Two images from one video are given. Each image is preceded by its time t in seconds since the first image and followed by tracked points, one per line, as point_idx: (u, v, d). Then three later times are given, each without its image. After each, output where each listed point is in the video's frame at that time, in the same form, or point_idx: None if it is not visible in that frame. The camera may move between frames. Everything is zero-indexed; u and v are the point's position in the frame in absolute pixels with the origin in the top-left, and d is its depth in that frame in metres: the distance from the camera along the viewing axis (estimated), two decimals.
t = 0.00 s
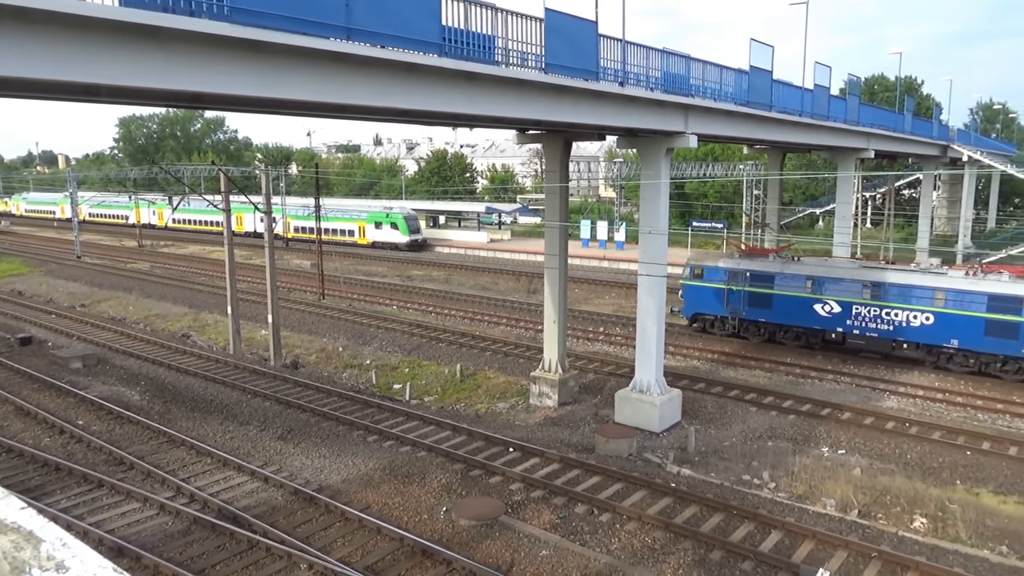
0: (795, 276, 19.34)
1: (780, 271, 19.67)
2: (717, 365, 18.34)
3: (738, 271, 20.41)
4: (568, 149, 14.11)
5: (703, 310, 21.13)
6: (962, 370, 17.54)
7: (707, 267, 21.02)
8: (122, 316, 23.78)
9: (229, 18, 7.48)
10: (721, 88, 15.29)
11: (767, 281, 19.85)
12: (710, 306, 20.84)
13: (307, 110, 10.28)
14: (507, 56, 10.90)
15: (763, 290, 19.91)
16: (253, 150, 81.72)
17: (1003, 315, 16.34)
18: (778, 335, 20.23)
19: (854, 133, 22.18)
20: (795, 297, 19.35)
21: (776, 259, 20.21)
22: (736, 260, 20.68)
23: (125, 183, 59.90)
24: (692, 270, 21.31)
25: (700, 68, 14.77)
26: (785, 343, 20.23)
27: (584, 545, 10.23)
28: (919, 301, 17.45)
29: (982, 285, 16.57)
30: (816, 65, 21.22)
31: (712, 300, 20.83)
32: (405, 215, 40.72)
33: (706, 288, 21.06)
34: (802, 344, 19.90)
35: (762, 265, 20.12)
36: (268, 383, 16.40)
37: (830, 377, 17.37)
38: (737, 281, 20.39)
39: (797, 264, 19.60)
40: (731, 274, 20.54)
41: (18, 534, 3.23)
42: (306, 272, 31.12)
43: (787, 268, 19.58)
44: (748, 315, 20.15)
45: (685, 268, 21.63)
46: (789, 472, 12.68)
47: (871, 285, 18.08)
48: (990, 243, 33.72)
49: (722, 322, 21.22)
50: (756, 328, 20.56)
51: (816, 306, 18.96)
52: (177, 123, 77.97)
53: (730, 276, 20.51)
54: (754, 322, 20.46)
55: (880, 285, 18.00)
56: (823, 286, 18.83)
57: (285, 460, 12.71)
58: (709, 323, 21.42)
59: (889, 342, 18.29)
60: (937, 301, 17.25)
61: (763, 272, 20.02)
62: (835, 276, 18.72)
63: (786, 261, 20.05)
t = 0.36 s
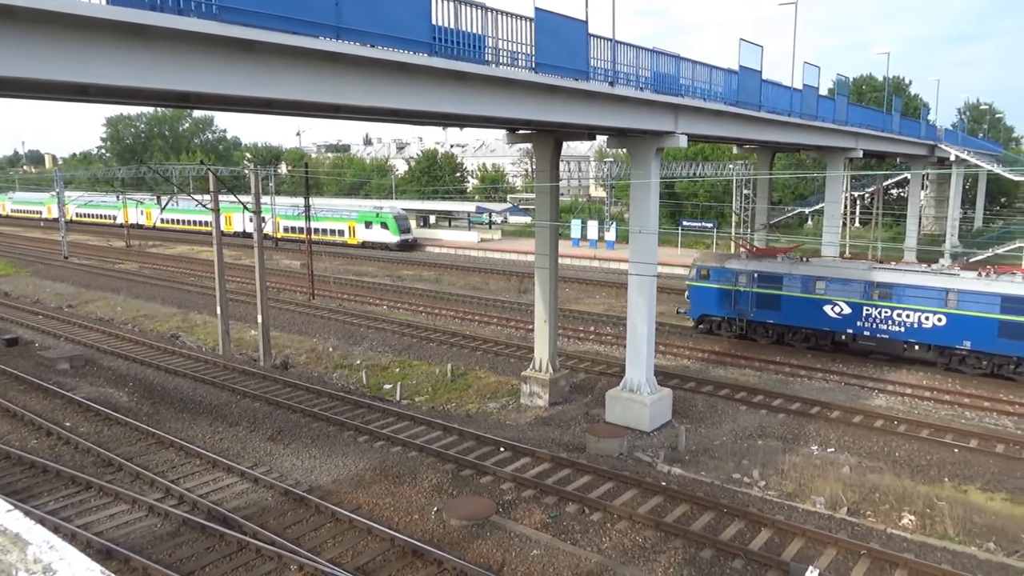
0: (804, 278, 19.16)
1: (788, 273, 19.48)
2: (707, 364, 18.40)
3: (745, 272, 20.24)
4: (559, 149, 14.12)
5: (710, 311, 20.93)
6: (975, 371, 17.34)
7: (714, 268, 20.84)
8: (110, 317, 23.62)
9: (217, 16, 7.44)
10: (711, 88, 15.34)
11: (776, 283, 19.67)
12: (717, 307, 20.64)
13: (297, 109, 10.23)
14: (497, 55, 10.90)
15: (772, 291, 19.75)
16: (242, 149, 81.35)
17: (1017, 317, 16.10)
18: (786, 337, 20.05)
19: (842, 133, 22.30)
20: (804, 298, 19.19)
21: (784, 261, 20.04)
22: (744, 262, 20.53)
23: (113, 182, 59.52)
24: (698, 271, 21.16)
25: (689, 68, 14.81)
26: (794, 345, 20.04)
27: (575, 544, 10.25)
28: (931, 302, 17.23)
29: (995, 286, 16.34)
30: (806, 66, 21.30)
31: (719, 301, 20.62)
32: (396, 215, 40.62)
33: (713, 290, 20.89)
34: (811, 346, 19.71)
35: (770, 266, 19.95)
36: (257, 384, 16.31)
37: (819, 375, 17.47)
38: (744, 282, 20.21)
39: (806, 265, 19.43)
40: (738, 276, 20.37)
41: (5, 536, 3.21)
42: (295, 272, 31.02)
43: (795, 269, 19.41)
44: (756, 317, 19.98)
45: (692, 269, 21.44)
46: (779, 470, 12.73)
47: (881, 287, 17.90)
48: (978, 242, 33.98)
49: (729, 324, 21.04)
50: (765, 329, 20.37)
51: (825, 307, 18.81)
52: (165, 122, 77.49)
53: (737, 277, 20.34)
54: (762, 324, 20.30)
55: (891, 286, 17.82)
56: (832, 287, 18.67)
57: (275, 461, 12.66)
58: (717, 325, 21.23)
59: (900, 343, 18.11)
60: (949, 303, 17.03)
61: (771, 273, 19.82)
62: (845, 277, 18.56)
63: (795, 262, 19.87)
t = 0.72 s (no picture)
0: (812, 279, 18.91)
1: (796, 274, 19.24)
2: (696, 363, 18.47)
3: (752, 273, 20.00)
4: (548, 149, 14.14)
5: (716, 313, 20.71)
6: (986, 373, 17.17)
7: (720, 269, 20.58)
8: (96, 318, 23.46)
9: (204, 15, 7.40)
10: (699, 88, 15.39)
11: (783, 284, 19.44)
12: (724, 309, 20.43)
13: (285, 109, 10.19)
14: (487, 55, 10.90)
15: (780, 292, 19.51)
16: (230, 149, 81.01)
17: None
18: (794, 339, 19.85)
19: (830, 133, 22.43)
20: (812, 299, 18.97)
21: (792, 262, 19.78)
22: (751, 263, 20.27)
23: (99, 182, 59.16)
24: (704, 272, 20.90)
25: (678, 68, 14.85)
26: (802, 346, 19.82)
27: (565, 544, 10.26)
28: (942, 303, 16.95)
29: (1008, 287, 16.05)
30: (793, 65, 21.38)
31: (725, 302, 20.41)
32: (385, 215, 40.55)
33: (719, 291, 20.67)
34: (819, 348, 19.50)
35: (777, 267, 19.71)
36: (246, 385, 16.24)
37: (807, 374, 17.57)
38: (751, 283, 19.97)
39: (814, 266, 19.19)
40: (745, 277, 20.13)
41: None
42: (284, 272, 30.89)
43: (803, 270, 19.16)
44: (764, 318, 19.76)
45: (698, 270, 21.21)
46: (768, 469, 12.79)
47: (891, 288, 17.66)
48: (965, 242, 34.23)
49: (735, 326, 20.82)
50: (772, 331, 20.19)
51: (834, 309, 18.58)
52: (152, 122, 77.04)
53: (744, 279, 20.10)
54: (769, 325, 20.12)
55: (901, 288, 17.56)
56: (841, 289, 18.43)
57: (264, 462, 12.61)
58: (723, 326, 20.99)
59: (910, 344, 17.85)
60: (960, 304, 16.75)
61: (778, 274, 19.58)
62: (854, 278, 18.31)
63: (802, 263, 19.63)
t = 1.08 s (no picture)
0: (820, 280, 18.73)
1: (804, 274, 19.06)
2: (685, 362, 18.53)
3: (759, 273, 19.80)
4: (537, 149, 14.14)
5: (722, 314, 20.51)
6: (997, 376, 16.91)
7: (726, 270, 20.36)
8: (82, 319, 23.28)
9: (191, 15, 7.36)
10: (688, 88, 15.43)
11: (791, 286, 19.26)
12: (730, 310, 20.24)
13: (273, 108, 10.14)
14: (476, 55, 10.89)
15: (787, 294, 19.33)
16: (217, 149, 80.58)
17: None
18: (801, 341, 19.69)
19: (817, 133, 22.55)
20: (821, 300, 18.79)
21: (800, 263, 19.58)
22: (758, 263, 20.08)
23: (85, 182, 58.71)
24: (709, 273, 20.68)
25: (667, 68, 14.89)
26: (809, 349, 19.65)
27: (555, 543, 10.28)
28: (953, 304, 16.77)
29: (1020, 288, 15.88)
30: (781, 65, 21.44)
31: (731, 303, 20.20)
32: (374, 214, 40.45)
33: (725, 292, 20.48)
34: (827, 350, 19.34)
35: (784, 268, 19.53)
36: (234, 386, 16.15)
37: (796, 372, 17.67)
38: (758, 284, 19.78)
39: (822, 267, 19.01)
40: (751, 278, 19.94)
41: None
42: (272, 272, 30.76)
43: (812, 271, 18.97)
44: (771, 320, 19.57)
45: (702, 270, 20.98)
46: (757, 467, 12.86)
47: (901, 289, 17.47)
48: (950, 240, 34.45)
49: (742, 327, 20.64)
50: (779, 332, 20.02)
51: (843, 310, 18.41)
52: (138, 121, 76.59)
53: (751, 279, 19.90)
54: (776, 326, 19.96)
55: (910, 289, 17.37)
56: (850, 290, 18.25)
57: (252, 463, 12.56)
58: (729, 327, 20.80)
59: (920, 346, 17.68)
60: (971, 305, 16.56)
61: (786, 275, 19.40)
62: (863, 279, 18.13)
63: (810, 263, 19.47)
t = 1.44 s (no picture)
0: (817, 280, 18.79)
1: (801, 274, 19.10)
2: (663, 361, 18.65)
3: (755, 274, 19.81)
4: (516, 148, 14.15)
5: (717, 314, 20.51)
6: (994, 375, 17.05)
7: (721, 270, 20.35)
8: (53, 321, 22.90)
9: (165, 13, 7.26)
10: (666, 88, 15.51)
11: (788, 286, 19.31)
12: (726, 311, 20.24)
13: (249, 107, 10.04)
14: (454, 54, 10.87)
15: (783, 294, 19.38)
16: (192, 148, 79.64)
17: None
18: (798, 341, 19.76)
19: (793, 133, 22.79)
20: (818, 301, 18.85)
21: (795, 262, 19.51)
22: (753, 263, 20.09)
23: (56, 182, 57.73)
24: (705, 273, 20.69)
25: (645, 68, 14.94)
26: (805, 349, 19.77)
27: (535, 542, 10.30)
28: (950, 304, 16.85)
29: (1017, 288, 16.01)
30: (757, 66, 21.59)
31: (727, 304, 20.21)
32: (352, 214, 40.22)
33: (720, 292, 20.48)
34: (824, 350, 19.43)
35: (780, 267, 19.49)
36: (210, 388, 15.97)
37: (772, 370, 17.86)
38: (754, 285, 19.82)
39: (820, 266, 19.05)
40: (747, 278, 19.97)
41: None
42: (248, 273, 30.47)
43: (808, 271, 18.99)
44: (767, 320, 19.63)
45: (698, 271, 20.96)
46: (734, 464, 12.98)
47: (898, 289, 17.54)
48: (922, 239, 34.86)
49: (738, 327, 20.73)
50: (775, 332, 20.07)
51: (839, 310, 18.48)
52: (111, 120, 75.43)
53: (747, 280, 19.93)
54: (772, 327, 20.00)
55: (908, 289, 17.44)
56: (847, 290, 18.32)
57: (229, 465, 12.44)
58: (725, 328, 20.87)
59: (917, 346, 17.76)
60: (969, 305, 16.65)
61: (782, 275, 19.43)
62: (860, 279, 18.20)
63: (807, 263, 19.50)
